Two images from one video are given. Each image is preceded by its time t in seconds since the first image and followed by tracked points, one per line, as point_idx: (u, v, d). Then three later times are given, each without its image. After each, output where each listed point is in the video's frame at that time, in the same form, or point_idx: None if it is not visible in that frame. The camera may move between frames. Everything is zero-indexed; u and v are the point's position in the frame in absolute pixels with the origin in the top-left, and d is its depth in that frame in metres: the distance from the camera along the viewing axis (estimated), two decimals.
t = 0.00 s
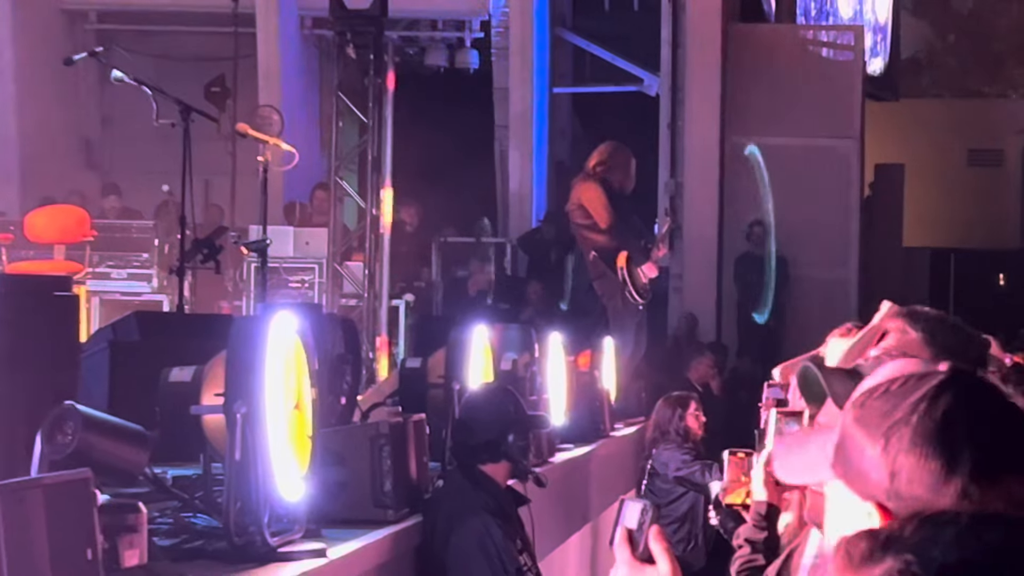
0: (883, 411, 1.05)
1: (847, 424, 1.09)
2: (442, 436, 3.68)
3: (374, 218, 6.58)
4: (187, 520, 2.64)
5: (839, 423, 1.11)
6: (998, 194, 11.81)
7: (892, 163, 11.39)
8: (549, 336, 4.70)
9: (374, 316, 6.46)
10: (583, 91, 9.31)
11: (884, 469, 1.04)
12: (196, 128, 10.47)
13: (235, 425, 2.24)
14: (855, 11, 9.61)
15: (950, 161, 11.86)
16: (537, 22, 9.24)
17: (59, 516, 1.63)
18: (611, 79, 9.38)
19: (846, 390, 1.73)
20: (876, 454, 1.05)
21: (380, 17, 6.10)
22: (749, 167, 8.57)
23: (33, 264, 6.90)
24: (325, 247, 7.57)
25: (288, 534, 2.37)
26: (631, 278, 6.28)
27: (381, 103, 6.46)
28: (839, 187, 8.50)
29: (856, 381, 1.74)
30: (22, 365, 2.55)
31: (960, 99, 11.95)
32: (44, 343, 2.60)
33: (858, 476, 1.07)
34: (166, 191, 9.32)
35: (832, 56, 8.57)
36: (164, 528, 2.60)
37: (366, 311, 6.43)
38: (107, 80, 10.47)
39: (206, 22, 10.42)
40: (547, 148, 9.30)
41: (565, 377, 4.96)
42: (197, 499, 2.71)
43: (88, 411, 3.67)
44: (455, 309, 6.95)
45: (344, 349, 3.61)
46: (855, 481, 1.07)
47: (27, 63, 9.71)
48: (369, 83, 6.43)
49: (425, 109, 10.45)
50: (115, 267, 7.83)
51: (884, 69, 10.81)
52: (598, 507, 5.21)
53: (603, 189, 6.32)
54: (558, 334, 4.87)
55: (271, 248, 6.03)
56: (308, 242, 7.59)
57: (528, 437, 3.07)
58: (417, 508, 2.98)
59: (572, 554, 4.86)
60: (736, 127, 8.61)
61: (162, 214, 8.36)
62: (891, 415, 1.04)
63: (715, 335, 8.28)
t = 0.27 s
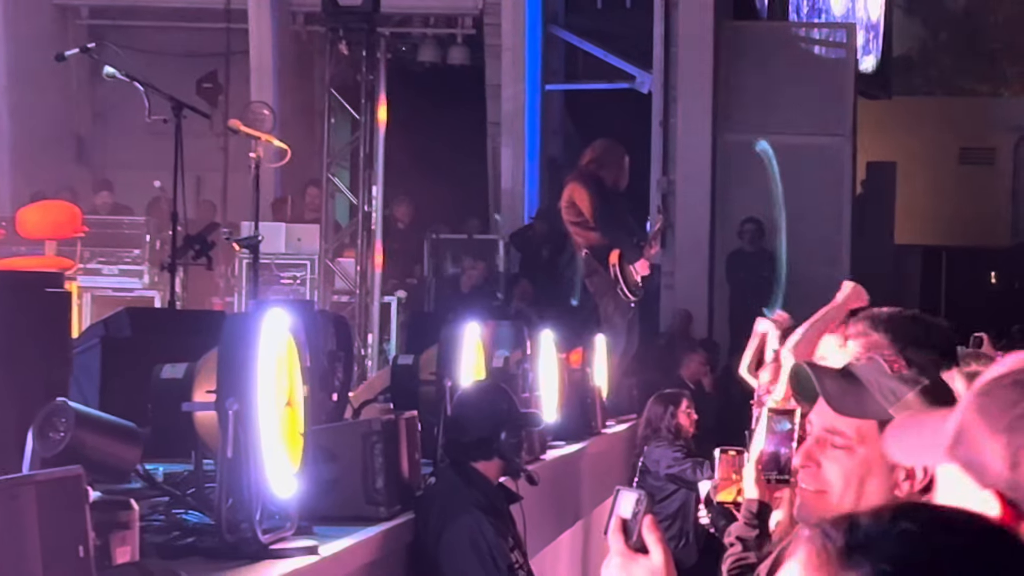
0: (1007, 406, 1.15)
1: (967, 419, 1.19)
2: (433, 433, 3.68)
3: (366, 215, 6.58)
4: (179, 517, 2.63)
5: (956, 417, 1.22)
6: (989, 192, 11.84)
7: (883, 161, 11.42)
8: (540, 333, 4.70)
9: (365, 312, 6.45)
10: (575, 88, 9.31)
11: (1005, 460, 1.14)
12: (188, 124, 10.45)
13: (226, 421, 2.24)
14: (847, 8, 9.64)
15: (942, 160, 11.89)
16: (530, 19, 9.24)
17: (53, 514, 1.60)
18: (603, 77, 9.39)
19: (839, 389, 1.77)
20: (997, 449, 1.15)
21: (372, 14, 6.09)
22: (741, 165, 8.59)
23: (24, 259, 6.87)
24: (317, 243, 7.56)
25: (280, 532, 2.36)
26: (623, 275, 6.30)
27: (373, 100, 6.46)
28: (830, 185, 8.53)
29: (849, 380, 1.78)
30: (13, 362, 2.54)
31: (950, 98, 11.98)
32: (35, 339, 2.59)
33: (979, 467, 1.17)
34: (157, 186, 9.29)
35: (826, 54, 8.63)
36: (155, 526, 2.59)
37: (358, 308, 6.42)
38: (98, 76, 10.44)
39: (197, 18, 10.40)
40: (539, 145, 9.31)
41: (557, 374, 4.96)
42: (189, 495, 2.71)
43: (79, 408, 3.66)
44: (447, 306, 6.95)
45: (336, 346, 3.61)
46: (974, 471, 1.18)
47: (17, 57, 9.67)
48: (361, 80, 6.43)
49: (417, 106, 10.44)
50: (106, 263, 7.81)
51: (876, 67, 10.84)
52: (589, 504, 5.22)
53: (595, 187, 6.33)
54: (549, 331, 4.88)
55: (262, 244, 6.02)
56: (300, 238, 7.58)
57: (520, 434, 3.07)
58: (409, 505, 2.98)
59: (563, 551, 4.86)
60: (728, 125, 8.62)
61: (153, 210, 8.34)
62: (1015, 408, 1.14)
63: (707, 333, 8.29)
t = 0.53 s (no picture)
0: None
1: None
2: (421, 431, 3.69)
3: (355, 211, 6.58)
4: (167, 514, 2.62)
5: None
6: (976, 191, 11.88)
7: (871, 160, 11.46)
8: (529, 331, 4.71)
9: (353, 309, 6.45)
10: (564, 86, 9.32)
11: None
12: (176, 121, 10.42)
13: (216, 417, 2.23)
14: (834, 8, 9.68)
15: (928, 159, 11.94)
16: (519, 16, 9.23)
17: (43, 511, 1.58)
18: (592, 75, 9.40)
19: (828, 388, 1.80)
20: None
21: (361, 11, 6.08)
22: (729, 163, 8.61)
23: (11, 254, 6.83)
24: (305, 240, 7.55)
25: (269, 529, 2.35)
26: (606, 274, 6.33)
27: (362, 96, 6.46)
28: (818, 183, 8.55)
29: (838, 379, 1.81)
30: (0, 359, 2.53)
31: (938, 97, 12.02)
32: (24, 335, 2.59)
33: None
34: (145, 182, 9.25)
35: (812, 52, 8.66)
36: (144, 522, 2.59)
37: (346, 304, 6.42)
38: (86, 71, 10.39)
39: (185, 13, 10.37)
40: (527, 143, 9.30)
41: (545, 371, 4.97)
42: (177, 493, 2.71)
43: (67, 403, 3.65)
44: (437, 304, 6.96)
45: (323, 342, 3.60)
46: None
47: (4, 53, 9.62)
48: (350, 76, 6.42)
49: (406, 102, 10.43)
50: (93, 259, 7.79)
51: (864, 66, 10.86)
52: (577, 502, 5.22)
53: (584, 185, 6.35)
54: (537, 329, 4.88)
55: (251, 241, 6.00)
56: (287, 235, 7.58)
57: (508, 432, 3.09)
58: (397, 502, 2.98)
59: (551, 548, 4.87)
60: (717, 123, 8.64)
61: (140, 206, 8.32)
62: None
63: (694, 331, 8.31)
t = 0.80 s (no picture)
0: None
1: None
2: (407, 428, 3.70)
3: (340, 208, 6.58)
4: (154, 510, 2.61)
5: None
6: (960, 190, 11.94)
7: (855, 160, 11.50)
8: (515, 328, 4.72)
9: (339, 306, 6.44)
10: (550, 84, 9.32)
11: None
12: (161, 117, 10.38)
13: (205, 414, 2.24)
14: (820, 7, 9.71)
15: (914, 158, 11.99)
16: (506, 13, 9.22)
17: (32, 507, 1.57)
18: (578, 73, 9.40)
19: (814, 384, 1.81)
20: None
21: (348, 8, 6.06)
22: (714, 161, 8.63)
23: None
24: (290, 236, 7.54)
25: (257, 525, 2.35)
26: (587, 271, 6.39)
27: (348, 93, 6.45)
28: (803, 182, 8.58)
29: (824, 376, 1.81)
30: None
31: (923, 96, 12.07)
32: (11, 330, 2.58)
33: None
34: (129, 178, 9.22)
35: (798, 51, 8.69)
36: (131, 518, 2.58)
37: (331, 301, 6.42)
38: (71, 66, 10.34)
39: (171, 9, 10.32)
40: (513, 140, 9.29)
41: (531, 369, 4.97)
42: (165, 489, 2.71)
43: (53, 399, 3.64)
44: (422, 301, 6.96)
45: (309, 340, 3.60)
46: None
47: None
48: (336, 74, 6.41)
49: (392, 99, 10.41)
50: (78, 255, 7.77)
51: (850, 66, 10.89)
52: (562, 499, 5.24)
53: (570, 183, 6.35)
54: (524, 327, 4.89)
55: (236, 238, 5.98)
56: (273, 232, 7.57)
57: (495, 429, 3.10)
58: (384, 499, 2.99)
59: (537, 546, 4.88)
60: (703, 122, 8.66)
61: (125, 201, 8.29)
62: None
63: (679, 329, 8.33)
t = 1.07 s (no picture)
0: None
1: None
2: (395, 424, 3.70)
3: (327, 205, 6.58)
4: (143, 506, 2.61)
5: None
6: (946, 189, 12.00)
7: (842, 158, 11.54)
8: (503, 325, 4.73)
9: (326, 303, 6.43)
10: (538, 80, 9.32)
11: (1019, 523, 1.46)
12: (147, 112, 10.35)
13: (193, 407, 2.23)
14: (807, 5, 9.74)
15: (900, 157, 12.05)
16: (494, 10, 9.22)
17: (22, 501, 1.56)
18: (566, 70, 9.41)
19: (801, 384, 1.82)
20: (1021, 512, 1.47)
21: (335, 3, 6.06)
22: (702, 159, 8.65)
23: None
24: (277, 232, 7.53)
25: (246, 521, 2.34)
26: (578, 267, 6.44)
27: (335, 89, 6.44)
28: (790, 179, 8.60)
29: (812, 377, 1.83)
30: None
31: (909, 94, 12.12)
32: None
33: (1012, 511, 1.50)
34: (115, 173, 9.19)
35: (785, 49, 8.71)
36: (119, 514, 2.58)
37: (318, 297, 6.41)
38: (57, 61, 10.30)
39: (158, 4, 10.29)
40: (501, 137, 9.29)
41: (518, 366, 4.98)
42: (154, 485, 2.70)
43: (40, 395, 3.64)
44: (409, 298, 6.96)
45: (296, 335, 3.59)
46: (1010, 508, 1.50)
47: None
48: (323, 70, 6.40)
49: (380, 95, 10.40)
50: (64, 250, 7.75)
51: (837, 64, 10.93)
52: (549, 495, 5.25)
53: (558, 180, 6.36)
54: (511, 323, 4.90)
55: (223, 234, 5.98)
56: (260, 227, 7.56)
57: (484, 425, 3.10)
58: (373, 496, 2.99)
59: (524, 542, 4.89)
60: (690, 119, 8.68)
61: (111, 197, 8.27)
62: None
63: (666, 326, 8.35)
